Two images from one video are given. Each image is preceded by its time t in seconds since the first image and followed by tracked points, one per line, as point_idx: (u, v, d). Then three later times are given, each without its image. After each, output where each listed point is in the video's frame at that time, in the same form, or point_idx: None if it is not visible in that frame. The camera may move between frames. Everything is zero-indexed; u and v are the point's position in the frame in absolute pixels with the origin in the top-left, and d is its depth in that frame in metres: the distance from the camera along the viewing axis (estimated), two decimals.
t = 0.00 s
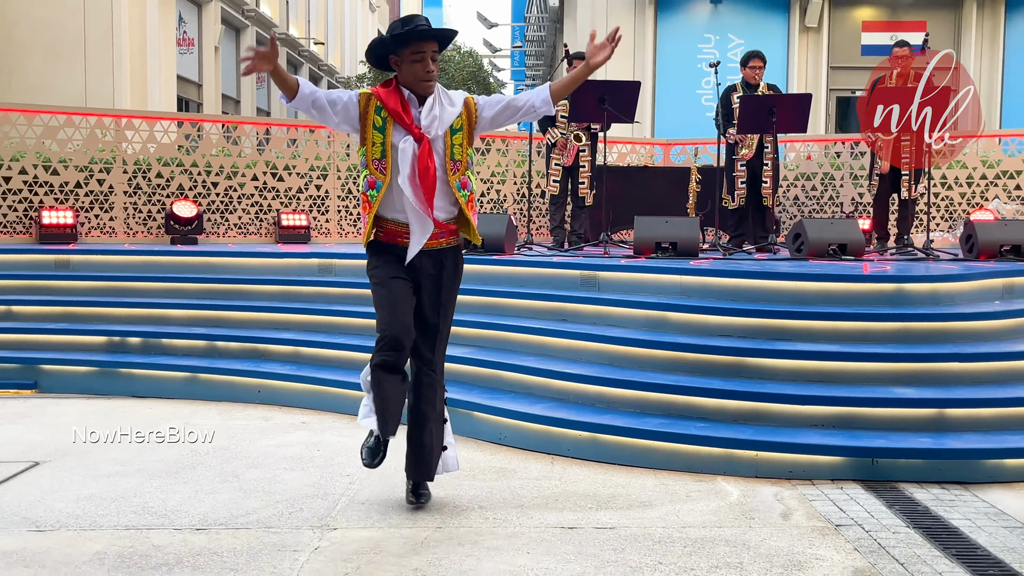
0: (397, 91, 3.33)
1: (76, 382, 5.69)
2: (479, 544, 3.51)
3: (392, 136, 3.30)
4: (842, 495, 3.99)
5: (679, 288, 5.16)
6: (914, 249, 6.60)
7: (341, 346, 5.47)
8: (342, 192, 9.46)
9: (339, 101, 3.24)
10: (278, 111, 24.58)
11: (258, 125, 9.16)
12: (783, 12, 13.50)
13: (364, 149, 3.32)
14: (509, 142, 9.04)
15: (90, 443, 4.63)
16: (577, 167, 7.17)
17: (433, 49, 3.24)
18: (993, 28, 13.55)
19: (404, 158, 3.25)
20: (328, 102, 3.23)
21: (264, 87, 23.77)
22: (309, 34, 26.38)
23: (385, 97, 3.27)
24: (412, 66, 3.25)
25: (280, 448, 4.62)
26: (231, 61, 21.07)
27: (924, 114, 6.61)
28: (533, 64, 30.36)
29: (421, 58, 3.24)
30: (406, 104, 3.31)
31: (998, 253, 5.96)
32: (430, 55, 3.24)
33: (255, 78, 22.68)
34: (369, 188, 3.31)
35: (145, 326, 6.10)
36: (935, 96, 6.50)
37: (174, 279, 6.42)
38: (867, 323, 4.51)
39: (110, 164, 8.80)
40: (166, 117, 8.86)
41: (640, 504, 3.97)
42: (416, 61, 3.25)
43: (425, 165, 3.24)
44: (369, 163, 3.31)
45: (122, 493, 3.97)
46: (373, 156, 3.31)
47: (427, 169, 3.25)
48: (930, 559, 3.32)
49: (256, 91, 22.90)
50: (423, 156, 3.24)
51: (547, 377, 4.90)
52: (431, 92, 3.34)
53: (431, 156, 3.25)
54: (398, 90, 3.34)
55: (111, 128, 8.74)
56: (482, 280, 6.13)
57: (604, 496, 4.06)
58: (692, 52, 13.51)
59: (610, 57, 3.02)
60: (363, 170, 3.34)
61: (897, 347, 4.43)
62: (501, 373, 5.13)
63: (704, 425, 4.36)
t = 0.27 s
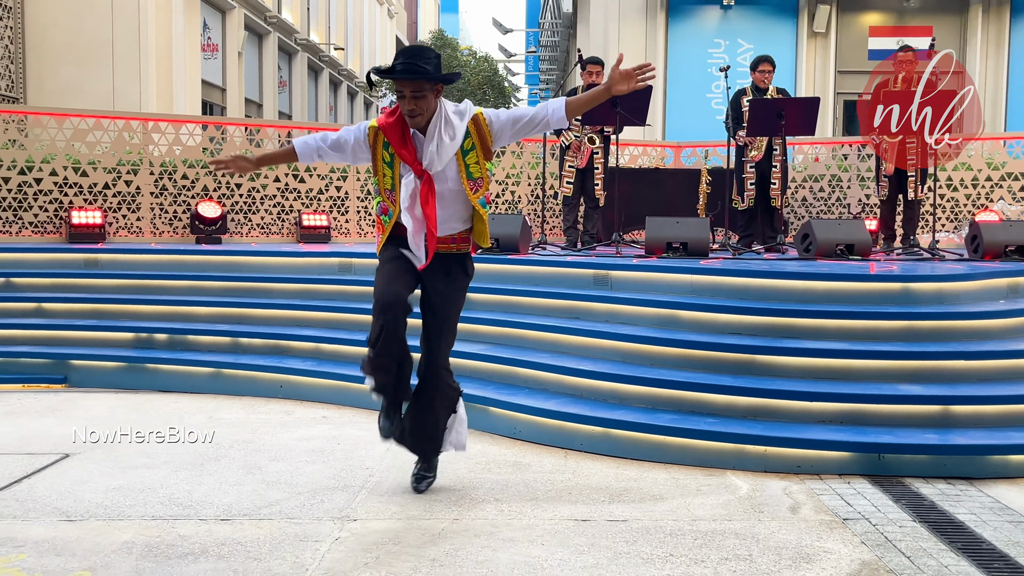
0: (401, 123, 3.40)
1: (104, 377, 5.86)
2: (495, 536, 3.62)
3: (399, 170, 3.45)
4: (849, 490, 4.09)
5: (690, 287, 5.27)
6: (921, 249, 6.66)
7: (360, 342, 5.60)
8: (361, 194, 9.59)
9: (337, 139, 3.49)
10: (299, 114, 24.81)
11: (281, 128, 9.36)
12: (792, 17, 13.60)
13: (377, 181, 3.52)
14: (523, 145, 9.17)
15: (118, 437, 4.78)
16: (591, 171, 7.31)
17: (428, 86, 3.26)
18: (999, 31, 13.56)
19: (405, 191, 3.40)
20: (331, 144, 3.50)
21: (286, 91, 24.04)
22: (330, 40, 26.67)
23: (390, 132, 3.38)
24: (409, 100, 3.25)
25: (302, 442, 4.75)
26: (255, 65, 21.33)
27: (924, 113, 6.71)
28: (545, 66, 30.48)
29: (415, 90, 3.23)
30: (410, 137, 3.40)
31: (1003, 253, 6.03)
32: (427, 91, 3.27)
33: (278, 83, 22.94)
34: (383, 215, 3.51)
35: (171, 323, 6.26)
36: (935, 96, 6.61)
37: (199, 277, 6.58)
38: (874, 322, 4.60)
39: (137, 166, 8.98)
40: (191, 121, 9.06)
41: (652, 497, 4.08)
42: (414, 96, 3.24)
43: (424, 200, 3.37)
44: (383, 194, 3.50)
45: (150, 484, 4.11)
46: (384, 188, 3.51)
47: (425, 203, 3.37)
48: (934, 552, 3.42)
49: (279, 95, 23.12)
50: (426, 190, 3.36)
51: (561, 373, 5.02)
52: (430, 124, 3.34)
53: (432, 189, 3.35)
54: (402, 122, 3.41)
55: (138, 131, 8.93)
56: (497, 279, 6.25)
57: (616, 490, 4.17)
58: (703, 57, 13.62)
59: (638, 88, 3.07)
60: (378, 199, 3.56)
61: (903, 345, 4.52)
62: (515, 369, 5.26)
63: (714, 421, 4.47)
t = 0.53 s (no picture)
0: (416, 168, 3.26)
1: (121, 373, 5.89)
2: (511, 533, 3.63)
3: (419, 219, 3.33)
4: (866, 488, 4.08)
5: (704, 285, 5.27)
6: (937, 247, 6.64)
7: (375, 340, 5.62)
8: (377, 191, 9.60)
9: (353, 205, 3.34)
10: (315, 112, 24.87)
11: (296, 126, 9.36)
12: (807, 15, 13.56)
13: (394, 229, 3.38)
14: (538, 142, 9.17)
15: (136, 433, 4.81)
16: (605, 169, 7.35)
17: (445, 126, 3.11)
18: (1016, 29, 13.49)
19: (428, 239, 3.29)
20: (349, 212, 3.35)
21: (301, 89, 24.10)
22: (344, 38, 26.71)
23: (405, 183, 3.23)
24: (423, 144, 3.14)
25: (318, 438, 4.77)
26: (271, 65, 21.41)
27: (923, 114, 6.63)
28: (558, 63, 30.43)
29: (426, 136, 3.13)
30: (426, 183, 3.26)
31: (1019, 252, 5.99)
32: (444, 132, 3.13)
33: (293, 80, 23.02)
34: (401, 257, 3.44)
35: (188, 320, 6.29)
36: (935, 97, 6.51)
37: (215, 274, 6.61)
38: (890, 320, 4.59)
39: (155, 164, 9.01)
40: (207, 119, 9.01)
41: (667, 495, 4.07)
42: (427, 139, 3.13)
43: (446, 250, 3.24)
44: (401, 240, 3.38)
45: (168, 479, 4.14)
46: (403, 236, 3.36)
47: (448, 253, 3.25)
48: (951, 551, 3.41)
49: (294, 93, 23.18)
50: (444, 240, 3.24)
51: (576, 371, 5.02)
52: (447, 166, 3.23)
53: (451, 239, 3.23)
54: (418, 168, 3.27)
55: (155, 129, 8.94)
56: (511, 276, 6.26)
57: (631, 487, 4.17)
58: (718, 54, 13.60)
59: (650, 125, 3.09)
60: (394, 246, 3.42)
61: (920, 343, 4.50)
62: (530, 367, 5.26)
63: (729, 419, 4.46)
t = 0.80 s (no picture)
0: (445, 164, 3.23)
1: (132, 370, 5.91)
2: (522, 530, 3.63)
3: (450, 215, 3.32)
4: (877, 487, 4.06)
5: (715, 283, 5.25)
6: (949, 245, 6.61)
7: (386, 337, 5.63)
8: (387, 188, 9.60)
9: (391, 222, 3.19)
10: (325, 110, 24.89)
11: (307, 124, 9.28)
12: (818, 13, 13.52)
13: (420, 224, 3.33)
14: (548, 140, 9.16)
15: (147, 429, 4.81)
16: (614, 160, 7.32)
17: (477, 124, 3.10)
18: None
19: (466, 232, 3.25)
20: (386, 230, 3.18)
21: (311, 87, 24.15)
22: (354, 36, 26.72)
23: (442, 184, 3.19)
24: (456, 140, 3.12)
25: (329, 435, 4.77)
26: (281, 63, 21.45)
27: (924, 114, 6.67)
28: (568, 61, 30.37)
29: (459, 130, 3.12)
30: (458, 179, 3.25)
31: None
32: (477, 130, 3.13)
33: (303, 78, 23.06)
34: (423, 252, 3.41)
35: (199, 317, 6.30)
36: (935, 96, 6.53)
37: (226, 271, 6.63)
38: (902, 319, 4.57)
39: (166, 161, 9.05)
40: (218, 117, 9.06)
41: (678, 493, 4.07)
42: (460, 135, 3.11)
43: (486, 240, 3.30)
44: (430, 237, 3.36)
45: (180, 475, 4.15)
46: (428, 232, 3.34)
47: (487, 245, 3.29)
48: (964, 550, 3.39)
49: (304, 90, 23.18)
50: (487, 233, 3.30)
51: (587, 368, 5.02)
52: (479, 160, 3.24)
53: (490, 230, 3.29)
54: (445, 166, 3.23)
55: (167, 126, 8.97)
56: (521, 274, 6.26)
57: (643, 485, 4.17)
58: (729, 51, 13.57)
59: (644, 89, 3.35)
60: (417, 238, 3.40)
61: (932, 342, 4.48)
62: (540, 364, 5.26)
63: (740, 417, 4.45)
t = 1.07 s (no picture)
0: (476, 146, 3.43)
1: (135, 367, 5.92)
2: (524, 528, 3.63)
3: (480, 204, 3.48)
4: (879, 485, 4.06)
5: (718, 281, 5.25)
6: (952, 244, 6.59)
7: (388, 335, 5.63)
8: (389, 186, 9.60)
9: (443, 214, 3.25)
10: (327, 107, 24.87)
11: (309, 121, 9.28)
12: (822, 11, 13.48)
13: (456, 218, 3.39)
14: (551, 137, 9.13)
15: (149, 426, 4.82)
16: (616, 155, 7.31)
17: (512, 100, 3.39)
18: None
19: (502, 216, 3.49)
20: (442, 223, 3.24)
21: (314, 85, 24.11)
22: (357, 34, 26.68)
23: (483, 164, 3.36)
24: (495, 117, 3.36)
25: (331, 433, 4.77)
26: (282, 60, 21.42)
27: (924, 113, 6.67)
28: (571, 59, 30.30)
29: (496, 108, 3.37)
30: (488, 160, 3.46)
31: None
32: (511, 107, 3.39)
33: (306, 75, 23.03)
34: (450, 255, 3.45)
35: (201, 314, 6.31)
36: (935, 97, 6.53)
37: (228, 269, 6.63)
38: (904, 317, 4.57)
39: (168, 158, 9.05)
40: (221, 114, 9.08)
41: (680, 491, 4.07)
42: (498, 111, 3.37)
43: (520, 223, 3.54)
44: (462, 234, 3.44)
45: (182, 473, 4.15)
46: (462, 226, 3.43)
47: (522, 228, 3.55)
48: (966, 549, 3.39)
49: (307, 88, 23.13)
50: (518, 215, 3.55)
51: (589, 366, 5.01)
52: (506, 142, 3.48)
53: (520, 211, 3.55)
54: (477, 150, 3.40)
55: (169, 124, 8.99)
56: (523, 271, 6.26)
57: (645, 483, 4.16)
58: (731, 49, 13.55)
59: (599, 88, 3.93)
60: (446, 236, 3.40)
61: (934, 340, 4.48)
62: (542, 362, 5.26)
63: (742, 415, 4.45)
